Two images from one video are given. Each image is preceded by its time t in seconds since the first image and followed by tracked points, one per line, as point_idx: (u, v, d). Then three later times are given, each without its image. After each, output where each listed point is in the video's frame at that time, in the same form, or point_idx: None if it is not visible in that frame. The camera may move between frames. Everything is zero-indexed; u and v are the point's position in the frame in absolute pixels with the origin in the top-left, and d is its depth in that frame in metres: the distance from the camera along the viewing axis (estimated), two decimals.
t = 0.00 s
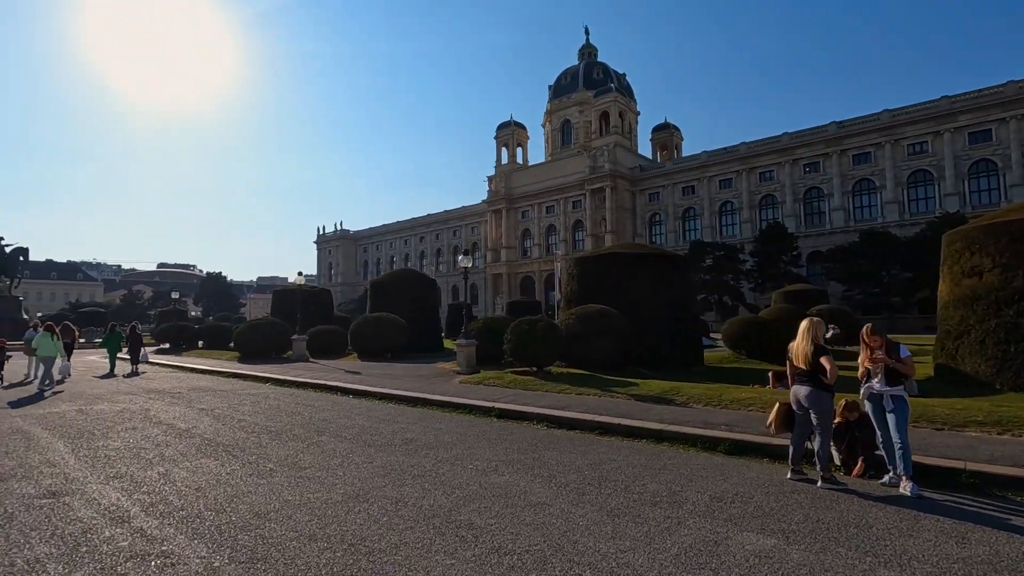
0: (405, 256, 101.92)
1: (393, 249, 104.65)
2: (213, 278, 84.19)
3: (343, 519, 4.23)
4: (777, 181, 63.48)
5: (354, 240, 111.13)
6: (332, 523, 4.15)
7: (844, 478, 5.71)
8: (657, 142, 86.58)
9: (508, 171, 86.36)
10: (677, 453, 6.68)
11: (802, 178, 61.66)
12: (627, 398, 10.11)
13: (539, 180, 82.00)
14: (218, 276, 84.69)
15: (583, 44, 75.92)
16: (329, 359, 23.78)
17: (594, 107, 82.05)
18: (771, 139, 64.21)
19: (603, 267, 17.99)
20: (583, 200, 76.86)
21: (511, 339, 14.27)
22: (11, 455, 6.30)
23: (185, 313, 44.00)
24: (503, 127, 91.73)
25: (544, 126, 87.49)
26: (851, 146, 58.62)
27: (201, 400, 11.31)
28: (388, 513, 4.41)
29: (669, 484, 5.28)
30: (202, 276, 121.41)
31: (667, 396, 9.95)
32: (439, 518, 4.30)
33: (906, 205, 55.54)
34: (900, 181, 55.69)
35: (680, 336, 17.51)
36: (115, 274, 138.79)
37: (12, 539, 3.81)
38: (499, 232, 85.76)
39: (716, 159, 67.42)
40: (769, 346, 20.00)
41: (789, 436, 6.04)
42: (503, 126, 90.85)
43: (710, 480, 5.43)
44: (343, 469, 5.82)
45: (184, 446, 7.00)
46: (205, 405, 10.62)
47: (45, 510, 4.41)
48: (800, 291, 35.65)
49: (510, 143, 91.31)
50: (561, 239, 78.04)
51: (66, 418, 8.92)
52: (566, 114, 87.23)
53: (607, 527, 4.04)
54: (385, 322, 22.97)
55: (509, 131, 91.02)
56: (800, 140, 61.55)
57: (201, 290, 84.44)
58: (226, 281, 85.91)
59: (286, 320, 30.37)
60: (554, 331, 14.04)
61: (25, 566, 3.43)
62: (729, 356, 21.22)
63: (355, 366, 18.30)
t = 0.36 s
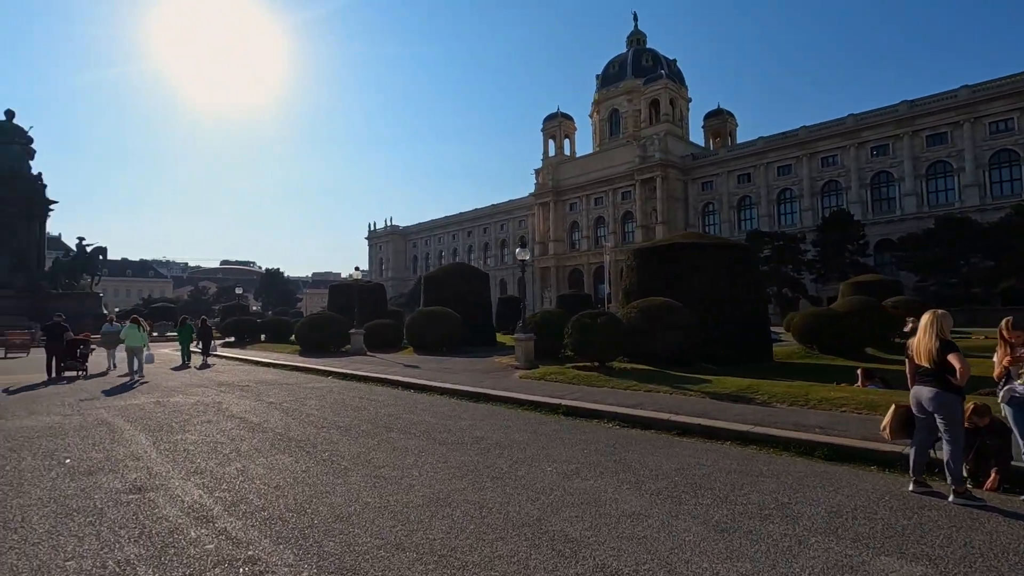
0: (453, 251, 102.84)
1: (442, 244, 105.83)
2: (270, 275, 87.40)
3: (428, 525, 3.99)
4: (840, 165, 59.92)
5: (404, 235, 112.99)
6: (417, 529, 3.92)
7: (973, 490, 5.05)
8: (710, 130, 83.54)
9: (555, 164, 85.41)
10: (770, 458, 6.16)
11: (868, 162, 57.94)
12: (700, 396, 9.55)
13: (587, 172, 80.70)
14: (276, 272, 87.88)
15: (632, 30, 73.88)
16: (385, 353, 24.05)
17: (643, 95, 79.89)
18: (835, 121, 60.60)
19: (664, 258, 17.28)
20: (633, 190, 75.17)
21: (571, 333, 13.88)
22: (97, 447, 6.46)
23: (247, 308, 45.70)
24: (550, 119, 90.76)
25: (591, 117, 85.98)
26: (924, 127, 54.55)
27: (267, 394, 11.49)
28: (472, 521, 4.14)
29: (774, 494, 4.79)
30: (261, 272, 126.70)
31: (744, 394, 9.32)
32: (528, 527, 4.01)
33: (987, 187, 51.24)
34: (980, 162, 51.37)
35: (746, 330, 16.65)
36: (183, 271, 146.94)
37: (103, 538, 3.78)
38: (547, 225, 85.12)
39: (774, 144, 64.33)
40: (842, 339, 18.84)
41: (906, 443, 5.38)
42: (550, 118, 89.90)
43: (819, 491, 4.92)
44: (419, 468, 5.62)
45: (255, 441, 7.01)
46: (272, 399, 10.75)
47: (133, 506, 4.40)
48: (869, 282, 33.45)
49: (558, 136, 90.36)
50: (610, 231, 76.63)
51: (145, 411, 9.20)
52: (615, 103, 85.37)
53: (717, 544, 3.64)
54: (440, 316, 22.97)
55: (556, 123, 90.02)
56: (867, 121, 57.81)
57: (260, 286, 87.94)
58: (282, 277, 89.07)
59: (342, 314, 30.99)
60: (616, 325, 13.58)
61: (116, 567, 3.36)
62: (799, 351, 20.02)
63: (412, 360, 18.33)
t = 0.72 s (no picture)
0: (498, 246, 103.04)
1: (486, 239, 106.11)
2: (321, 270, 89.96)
3: (509, 536, 3.63)
4: (908, 150, 56.05)
5: (449, 231, 114.08)
6: (497, 542, 3.55)
7: None
8: (764, 116, 80.08)
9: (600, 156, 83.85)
10: (878, 468, 5.50)
11: (940, 144, 53.93)
12: (777, 396, 8.86)
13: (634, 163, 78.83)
14: (326, 268, 90.39)
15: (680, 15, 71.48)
16: (435, 347, 24.05)
17: (692, 82, 77.22)
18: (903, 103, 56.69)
19: (725, 249, 16.38)
20: (682, 181, 72.94)
21: (630, 328, 13.30)
22: (165, 439, 6.44)
23: (300, 303, 47.03)
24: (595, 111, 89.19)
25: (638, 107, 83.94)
26: (1004, 105, 50.23)
27: (325, 387, 11.52)
28: (554, 534, 3.75)
29: (899, 511, 4.17)
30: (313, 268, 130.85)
31: (829, 394, 8.52)
32: (620, 542, 3.59)
33: None
34: None
35: (815, 325, 15.62)
36: (241, 268, 153.63)
37: (171, 539, 3.60)
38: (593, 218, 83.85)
39: (834, 129, 60.89)
40: (921, 334, 17.37)
41: None
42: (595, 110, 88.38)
43: (958, 511, 4.22)
44: (489, 470, 5.28)
45: (318, 436, 6.88)
46: (330, 392, 10.74)
47: (201, 505, 4.24)
48: (945, 272, 31.01)
49: (603, 127, 88.75)
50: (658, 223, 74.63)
51: (211, 402, 9.33)
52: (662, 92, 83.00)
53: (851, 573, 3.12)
54: (490, 309, 22.75)
55: (601, 114, 88.43)
56: (939, 101, 53.76)
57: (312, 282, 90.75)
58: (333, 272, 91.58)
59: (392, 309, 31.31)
60: (678, 319, 12.94)
61: (184, 574, 3.14)
62: (873, 347, 18.59)
63: (464, 354, 18.14)
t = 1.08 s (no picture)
0: (545, 240, 102.40)
1: (534, 233, 105.66)
2: (372, 266, 91.96)
3: (607, 558, 3.24)
4: (991, 129, 51.67)
5: (496, 226, 114.31)
6: (594, 565, 3.16)
7: None
8: (826, 99, 75.81)
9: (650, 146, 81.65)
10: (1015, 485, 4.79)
11: None
12: (870, 397, 8.12)
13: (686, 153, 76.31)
14: (377, 264, 92.30)
15: None
16: (488, 342, 23.89)
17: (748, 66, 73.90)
18: (983, 80, 52.34)
19: (795, 237, 15.28)
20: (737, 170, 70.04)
21: (698, 323, 12.72)
22: (233, 436, 6.39)
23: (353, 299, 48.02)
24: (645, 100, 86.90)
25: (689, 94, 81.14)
26: None
27: (384, 382, 11.44)
28: (655, 558, 3.33)
29: None
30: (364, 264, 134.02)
31: (931, 396, 7.73)
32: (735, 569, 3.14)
33: None
34: None
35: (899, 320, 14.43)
36: (297, 265, 159.20)
37: (245, 547, 3.41)
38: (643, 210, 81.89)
39: (905, 110, 56.86)
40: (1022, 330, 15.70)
41: None
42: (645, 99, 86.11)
43: None
44: (568, 477, 4.89)
45: (382, 434, 6.69)
46: (388, 388, 10.61)
47: (271, 510, 4.05)
48: None
49: (654, 116, 86.33)
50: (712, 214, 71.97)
51: (274, 397, 9.35)
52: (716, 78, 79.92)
53: None
54: (543, 303, 22.35)
55: (651, 103, 86.08)
56: None
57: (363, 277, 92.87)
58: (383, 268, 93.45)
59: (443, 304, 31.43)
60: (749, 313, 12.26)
61: None
62: (965, 345, 16.96)
63: (518, 349, 17.82)
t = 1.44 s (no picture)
0: (593, 235, 101.03)
1: (581, 228, 104.36)
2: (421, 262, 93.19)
3: None
4: None
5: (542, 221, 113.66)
6: None
7: None
8: (894, 80, 71.03)
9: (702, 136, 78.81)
10: None
11: None
12: (979, 403, 7.25)
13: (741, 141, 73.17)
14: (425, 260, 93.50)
15: None
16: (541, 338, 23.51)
17: (808, 48, 70.00)
18: None
19: (870, 226, 14.09)
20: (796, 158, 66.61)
21: (772, 321, 11.88)
22: (297, 435, 6.26)
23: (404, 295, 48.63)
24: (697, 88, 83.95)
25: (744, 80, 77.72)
26: None
27: (443, 380, 11.25)
28: None
29: None
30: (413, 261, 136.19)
31: None
32: None
33: None
34: None
35: (993, 317, 13.10)
36: (349, 263, 163.82)
37: (317, 564, 3.15)
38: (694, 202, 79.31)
39: (986, 88, 52.44)
40: None
41: None
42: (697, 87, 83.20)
43: None
44: (655, 491, 4.41)
45: (447, 435, 6.40)
46: (448, 386, 10.38)
47: (341, 521, 3.80)
48: None
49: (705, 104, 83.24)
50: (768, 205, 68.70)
51: (335, 395, 9.28)
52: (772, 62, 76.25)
53: None
54: (597, 299, 21.74)
55: (703, 91, 83.06)
56: None
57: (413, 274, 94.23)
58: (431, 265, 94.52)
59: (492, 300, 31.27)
60: (828, 311, 11.35)
61: None
62: None
63: (572, 346, 17.34)
